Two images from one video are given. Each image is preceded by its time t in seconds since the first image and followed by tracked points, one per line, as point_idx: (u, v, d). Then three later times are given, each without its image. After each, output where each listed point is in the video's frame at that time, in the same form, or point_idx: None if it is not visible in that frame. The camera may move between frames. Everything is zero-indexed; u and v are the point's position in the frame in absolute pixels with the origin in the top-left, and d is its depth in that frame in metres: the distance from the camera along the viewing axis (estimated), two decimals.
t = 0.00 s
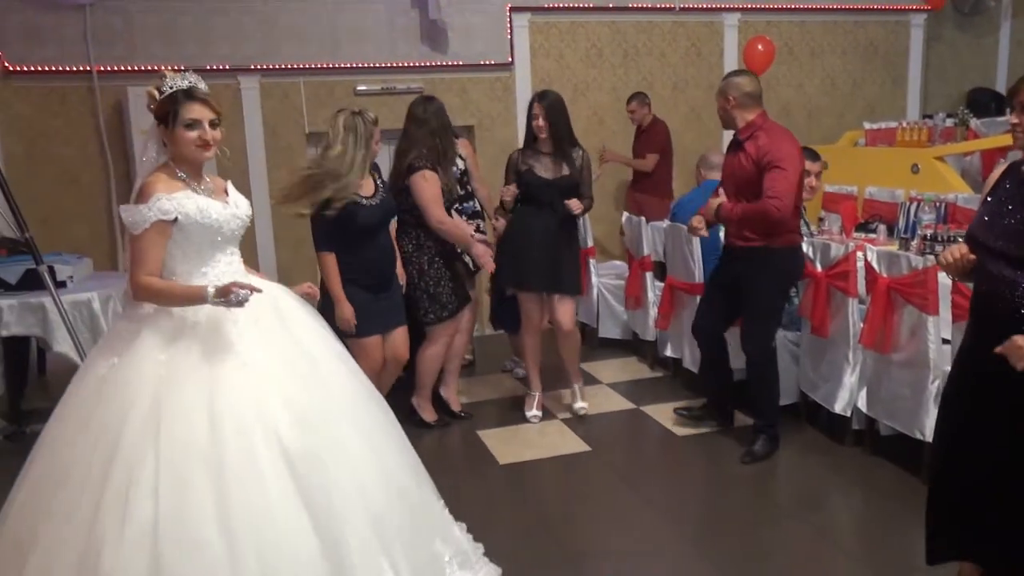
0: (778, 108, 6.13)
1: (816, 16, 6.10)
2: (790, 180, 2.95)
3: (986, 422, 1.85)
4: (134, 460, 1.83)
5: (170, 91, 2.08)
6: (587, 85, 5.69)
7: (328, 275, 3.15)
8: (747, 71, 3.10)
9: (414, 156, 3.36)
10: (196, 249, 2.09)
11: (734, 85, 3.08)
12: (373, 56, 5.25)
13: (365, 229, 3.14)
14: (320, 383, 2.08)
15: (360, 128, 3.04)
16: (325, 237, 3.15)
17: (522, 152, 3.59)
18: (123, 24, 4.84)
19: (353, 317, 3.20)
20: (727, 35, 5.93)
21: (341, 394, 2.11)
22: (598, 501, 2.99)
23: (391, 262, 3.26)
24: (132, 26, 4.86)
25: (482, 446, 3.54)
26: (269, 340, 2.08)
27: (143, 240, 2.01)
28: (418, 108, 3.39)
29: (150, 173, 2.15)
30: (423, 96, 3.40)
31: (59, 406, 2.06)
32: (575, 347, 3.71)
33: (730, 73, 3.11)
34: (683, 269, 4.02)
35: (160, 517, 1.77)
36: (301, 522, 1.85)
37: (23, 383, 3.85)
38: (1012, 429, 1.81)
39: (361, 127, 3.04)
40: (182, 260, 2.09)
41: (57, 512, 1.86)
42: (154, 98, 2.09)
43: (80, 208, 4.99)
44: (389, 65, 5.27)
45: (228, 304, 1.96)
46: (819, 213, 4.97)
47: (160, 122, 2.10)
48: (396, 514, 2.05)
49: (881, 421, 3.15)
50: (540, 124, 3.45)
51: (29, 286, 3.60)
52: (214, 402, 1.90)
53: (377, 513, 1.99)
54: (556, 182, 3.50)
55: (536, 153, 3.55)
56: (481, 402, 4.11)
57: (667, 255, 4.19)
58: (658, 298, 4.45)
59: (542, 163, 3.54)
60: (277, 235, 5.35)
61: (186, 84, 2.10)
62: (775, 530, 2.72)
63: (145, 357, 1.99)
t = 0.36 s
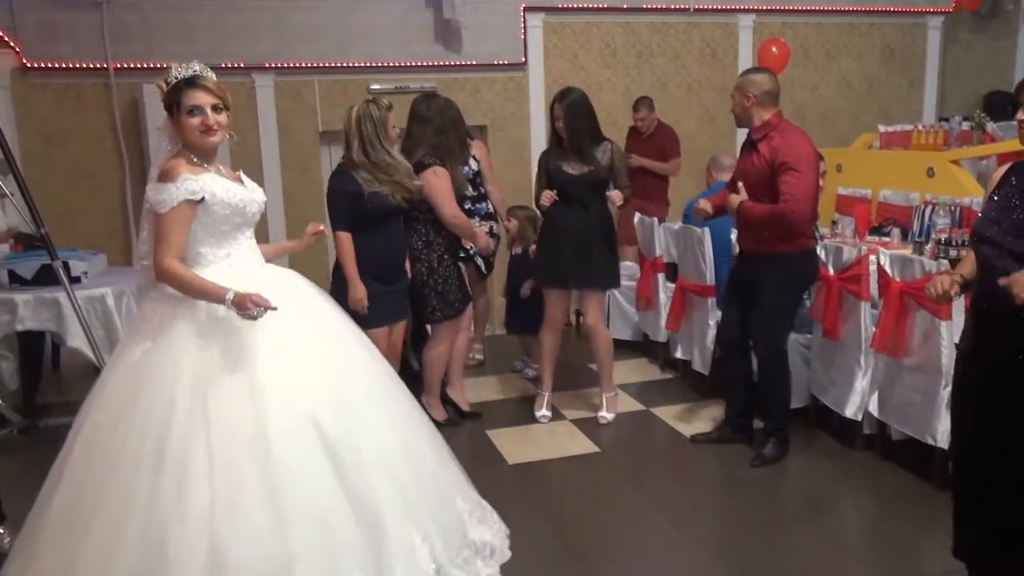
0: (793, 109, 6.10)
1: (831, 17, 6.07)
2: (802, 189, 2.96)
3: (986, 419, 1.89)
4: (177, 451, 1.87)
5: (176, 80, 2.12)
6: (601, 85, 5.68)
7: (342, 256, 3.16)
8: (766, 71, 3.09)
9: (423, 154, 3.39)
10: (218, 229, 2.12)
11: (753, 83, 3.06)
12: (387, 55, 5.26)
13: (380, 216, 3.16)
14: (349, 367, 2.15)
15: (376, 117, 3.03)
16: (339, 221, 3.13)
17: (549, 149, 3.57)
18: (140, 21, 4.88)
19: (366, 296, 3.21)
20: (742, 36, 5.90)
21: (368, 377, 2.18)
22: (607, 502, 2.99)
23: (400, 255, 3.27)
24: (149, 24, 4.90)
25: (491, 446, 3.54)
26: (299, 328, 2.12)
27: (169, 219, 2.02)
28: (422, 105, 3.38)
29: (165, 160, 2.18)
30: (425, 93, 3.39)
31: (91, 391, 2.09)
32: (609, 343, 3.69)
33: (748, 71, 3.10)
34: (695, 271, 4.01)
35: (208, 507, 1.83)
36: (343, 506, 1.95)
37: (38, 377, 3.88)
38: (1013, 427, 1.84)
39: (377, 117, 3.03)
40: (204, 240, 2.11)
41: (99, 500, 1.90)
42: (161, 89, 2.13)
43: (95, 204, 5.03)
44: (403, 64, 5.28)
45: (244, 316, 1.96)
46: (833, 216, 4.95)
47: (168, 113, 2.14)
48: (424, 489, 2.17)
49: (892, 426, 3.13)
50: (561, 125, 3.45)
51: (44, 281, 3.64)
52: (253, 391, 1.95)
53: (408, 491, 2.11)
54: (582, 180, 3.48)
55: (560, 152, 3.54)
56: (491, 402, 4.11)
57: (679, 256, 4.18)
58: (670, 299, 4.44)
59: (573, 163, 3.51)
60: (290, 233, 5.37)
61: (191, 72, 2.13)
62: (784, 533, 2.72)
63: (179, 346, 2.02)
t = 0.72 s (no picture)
0: (807, 110, 6.06)
1: (847, 17, 6.03)
2: (822, 187, 2.94)
3: (984, 420, 1.90)
4: (188, 456, 1.88)
5: (191, 90, 2.14)
6: (614, 86, 5.67)
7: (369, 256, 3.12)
8: (783, 70, 3.06)
9: (428, 155, 3.38)
10: (220, 240, 2.13)
11: (769, 84, 3.03)
12: (400, 57, 5.28)
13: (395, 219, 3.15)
14: (352, 371, 2.18)
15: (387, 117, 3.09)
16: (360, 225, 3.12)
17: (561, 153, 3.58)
18: (156, 24, 4.92)
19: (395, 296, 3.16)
20: (756, 36, 5.88)
21: (370, 381, 2.22)
22: (618, 505, 2.98)
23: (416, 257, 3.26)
24: (165, 26, 4.94)
25: (503, 447, 3.54)
26: (304, 333, 2.15)
27: (174, 229, 2.03)
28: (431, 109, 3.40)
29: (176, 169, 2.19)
30: (435, 95, 3.41)
31: (95, 402, 2.08)
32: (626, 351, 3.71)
33: (762, 72, 3.07)
34: (707, 272, 4.00)
35: (223, 511, 1.84)
36: (356, 506, 1.97)
37: (54, 375, 3.92)
38: (1010, 430, 1.85)
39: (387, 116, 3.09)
40: (207, 250, 2.13)
41: (109, 509, 1.89)
42: (177, 98, 2.15)
43: (111, 205, 5.07)
44: (417, 65, 5.30)
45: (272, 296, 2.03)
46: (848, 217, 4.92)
47: (182, 121, 2.15)
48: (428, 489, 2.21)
49: (907, 429, 3.11)
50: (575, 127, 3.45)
51: (61, 280, 3.67)
52: (258, 398, 1.96)
53: (413, 492, 2.15)
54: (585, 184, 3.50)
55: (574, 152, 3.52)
56: (502, 403, 4.11)
57: (691, 256, 4.17)
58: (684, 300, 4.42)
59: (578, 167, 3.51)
60: (304, 233, 5.39)
61: (205, 82, 2.15)
62: (795, 536, 2.71)
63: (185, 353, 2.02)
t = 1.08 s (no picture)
0: (813, 110, 6.05)
1: (853, 17, 6.01)
2: (832, 182, 2.99)
3: (991, 418, 1.89)
4: (172, 464, 1.86)
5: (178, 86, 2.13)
6: (619, 87, 5.67)
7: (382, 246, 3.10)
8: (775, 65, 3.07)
9: (428, 154, 3.39)
10: (202, 238, 2.13)
11: (774, 78, 3.02)
12: (406, 59, 5.28)
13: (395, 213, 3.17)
14: (338, 374, 2.15)
15: (381, 110, 3.08)
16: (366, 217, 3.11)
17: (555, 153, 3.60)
18: (162, 27, 4.94)
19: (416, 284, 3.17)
20: (761, 36, 5.86)
21: (357, 383, 2.20)
22: (625, 506, 2.97)
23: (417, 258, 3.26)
24: (171, 29, 4.96)
25: (509, 449, 3.54)
26: (289, 336, 2.12)
27: (153, 225, 2.00)
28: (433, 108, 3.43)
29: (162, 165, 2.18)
30: (440, 97, 3.45)
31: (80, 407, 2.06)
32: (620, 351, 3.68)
33: (762, 67, 3.05)
34: (713, 273, 3.98)
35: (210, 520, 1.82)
36: (344, 512, 1.96)
37: (61, 377, 3.94)
38: (1018, 425, 1.84)
39: (381, 110, 3.08)
40: (188, 248, 2.13)
41: (97, 517, 1.88)
42: (164, 94, 2.14)
43: (118, 207, 5.09)
44: (422, 67, 5.30)
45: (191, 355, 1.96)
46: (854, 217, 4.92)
47: (169, 118, 2.14)
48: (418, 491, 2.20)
49: (915, 430, 3.09)
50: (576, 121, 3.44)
51: (68, 284, 3.68)
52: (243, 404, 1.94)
53: (403, 495, 2.14)
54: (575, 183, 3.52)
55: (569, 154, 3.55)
56: (508, 404, 4.11)
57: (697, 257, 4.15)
58: (688, 300, 4.41)
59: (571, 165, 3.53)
60: (310, 235, 5.40)
61: (193, 79, 2.14)
62: (803, 538, 2.69)
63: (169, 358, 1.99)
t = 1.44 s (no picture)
0: (819, 112, 6.03)
1: (858, 18, 6.00)
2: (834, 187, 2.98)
3: (997, 419, 1.86)
4: (121, 477, 1.83)
5: (159, 90, 2.13)
6: (624, 88, 5.66)
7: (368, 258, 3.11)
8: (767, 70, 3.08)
9: (435, 159, 3.38)
10: (176, 246, 2.12)
11: (771, 82, 3.03)
12: (410, 59, 5.28)
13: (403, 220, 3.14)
14: (306, 389, 2.09)
15: (383, 115, 3.07)
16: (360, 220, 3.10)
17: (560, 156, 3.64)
18: (166, 28, 4.95)
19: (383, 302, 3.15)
20: (767, 37, 5.85)
21: (328, 399, 2.13)
22: (628, 509, 2.96)
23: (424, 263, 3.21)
24: (175, 30, 4.96)
25: (513, 451, 3.53)
26: (255, 349, 2.07)
27: (121, 232, 2.02)
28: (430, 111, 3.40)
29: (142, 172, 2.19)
30: (438, 98, 3.41)
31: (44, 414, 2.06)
32: (604, 349, 3.75)
33: (759, 71, 3.05)
34: (718, 275, 3.97)
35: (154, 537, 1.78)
36: (297, 536, 1.88)
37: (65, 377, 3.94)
38: None
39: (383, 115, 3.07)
40: (161, 256, 2.12)
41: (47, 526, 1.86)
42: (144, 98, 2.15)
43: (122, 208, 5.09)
44: (426, 68, 5.30)
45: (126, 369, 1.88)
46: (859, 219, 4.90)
47: (149, 123, 2.15)
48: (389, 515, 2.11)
49: (920, 433, 3.08)
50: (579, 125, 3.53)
51: (72, 284, 3.69)
52: (199, 418, 1.89)
53: (368, 519, 2.05)
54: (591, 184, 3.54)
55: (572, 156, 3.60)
56: (512, 406, 4.10)
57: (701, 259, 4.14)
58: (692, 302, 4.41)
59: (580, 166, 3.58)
60: (313, 236, 5.39)
61: (174, 82, 2.15)
62: (808, 542, 2.67)
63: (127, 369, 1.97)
